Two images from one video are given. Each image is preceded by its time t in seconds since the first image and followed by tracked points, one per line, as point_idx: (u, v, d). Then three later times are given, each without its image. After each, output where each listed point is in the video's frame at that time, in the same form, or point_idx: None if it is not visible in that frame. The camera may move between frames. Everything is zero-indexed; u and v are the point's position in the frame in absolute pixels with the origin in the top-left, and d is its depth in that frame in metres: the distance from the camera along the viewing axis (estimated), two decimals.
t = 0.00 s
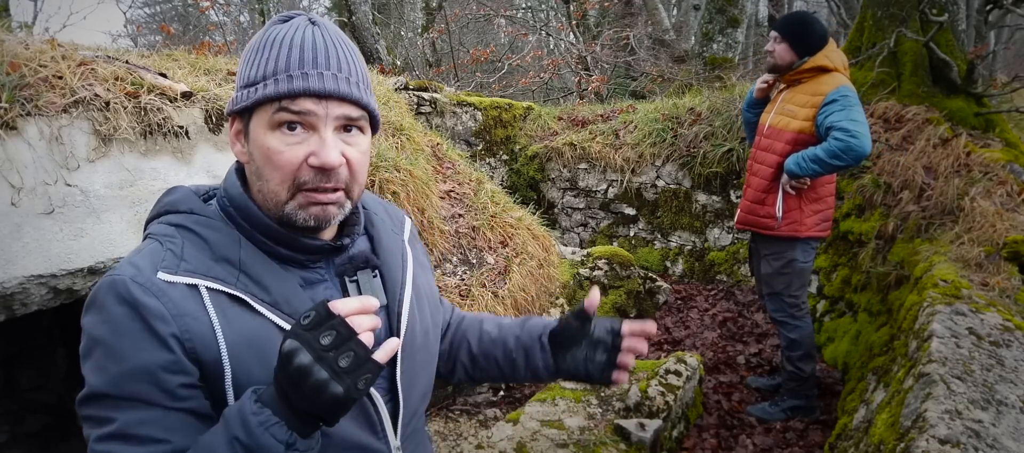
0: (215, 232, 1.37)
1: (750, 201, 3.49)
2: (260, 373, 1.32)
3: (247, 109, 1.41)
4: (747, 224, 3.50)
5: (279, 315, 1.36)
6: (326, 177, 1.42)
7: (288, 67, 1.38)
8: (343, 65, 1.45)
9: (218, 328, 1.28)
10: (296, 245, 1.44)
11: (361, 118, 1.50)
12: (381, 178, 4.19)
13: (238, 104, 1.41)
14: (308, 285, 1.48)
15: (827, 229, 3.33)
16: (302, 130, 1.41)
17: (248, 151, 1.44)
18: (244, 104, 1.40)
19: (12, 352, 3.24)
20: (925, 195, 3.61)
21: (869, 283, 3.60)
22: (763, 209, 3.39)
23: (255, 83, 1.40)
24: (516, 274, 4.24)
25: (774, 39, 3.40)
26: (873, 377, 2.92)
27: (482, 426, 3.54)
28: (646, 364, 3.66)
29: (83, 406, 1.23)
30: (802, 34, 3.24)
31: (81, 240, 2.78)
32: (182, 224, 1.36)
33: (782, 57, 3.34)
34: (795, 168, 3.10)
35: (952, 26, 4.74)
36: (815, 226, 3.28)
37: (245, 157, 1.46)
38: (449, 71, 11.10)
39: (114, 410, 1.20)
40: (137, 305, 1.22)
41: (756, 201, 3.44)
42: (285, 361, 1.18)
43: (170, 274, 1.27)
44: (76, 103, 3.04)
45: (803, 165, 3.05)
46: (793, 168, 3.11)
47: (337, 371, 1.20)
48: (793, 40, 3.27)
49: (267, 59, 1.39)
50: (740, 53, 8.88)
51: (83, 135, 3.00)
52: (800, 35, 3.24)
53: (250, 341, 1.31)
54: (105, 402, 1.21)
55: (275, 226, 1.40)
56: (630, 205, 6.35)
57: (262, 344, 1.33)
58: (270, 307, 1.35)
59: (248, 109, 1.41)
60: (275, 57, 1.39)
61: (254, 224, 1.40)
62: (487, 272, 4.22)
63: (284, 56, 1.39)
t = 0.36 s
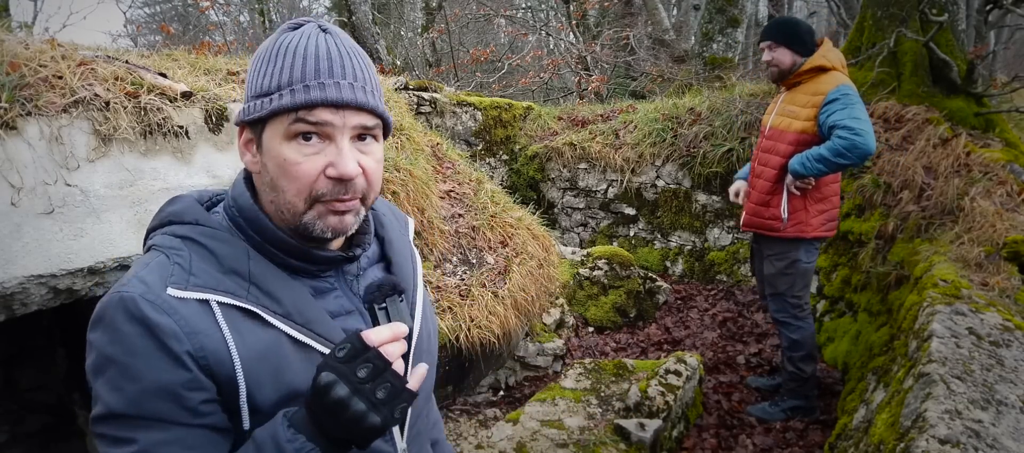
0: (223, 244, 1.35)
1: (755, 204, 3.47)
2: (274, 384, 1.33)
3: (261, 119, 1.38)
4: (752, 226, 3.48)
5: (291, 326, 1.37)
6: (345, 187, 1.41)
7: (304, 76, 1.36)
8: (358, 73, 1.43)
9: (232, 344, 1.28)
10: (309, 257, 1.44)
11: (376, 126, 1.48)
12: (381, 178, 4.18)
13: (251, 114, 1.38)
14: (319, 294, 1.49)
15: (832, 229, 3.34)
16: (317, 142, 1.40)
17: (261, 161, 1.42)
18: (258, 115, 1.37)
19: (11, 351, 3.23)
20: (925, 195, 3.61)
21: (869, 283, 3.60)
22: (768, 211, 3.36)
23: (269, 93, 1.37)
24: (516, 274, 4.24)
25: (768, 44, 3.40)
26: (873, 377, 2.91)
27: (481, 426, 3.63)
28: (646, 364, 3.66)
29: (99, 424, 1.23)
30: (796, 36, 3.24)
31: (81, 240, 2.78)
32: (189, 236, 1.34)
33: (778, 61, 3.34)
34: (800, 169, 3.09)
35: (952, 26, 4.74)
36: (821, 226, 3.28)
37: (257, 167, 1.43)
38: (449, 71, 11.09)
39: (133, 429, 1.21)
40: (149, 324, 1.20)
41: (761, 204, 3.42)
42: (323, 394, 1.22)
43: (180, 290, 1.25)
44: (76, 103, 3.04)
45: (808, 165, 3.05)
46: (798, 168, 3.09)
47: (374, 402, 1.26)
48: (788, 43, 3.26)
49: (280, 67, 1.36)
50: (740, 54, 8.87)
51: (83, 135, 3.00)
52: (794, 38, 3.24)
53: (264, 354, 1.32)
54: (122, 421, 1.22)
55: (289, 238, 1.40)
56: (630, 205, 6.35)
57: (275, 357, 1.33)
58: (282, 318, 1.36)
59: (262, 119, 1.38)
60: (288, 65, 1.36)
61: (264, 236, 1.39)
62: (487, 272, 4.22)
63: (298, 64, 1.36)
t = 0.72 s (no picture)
0: (228, 252, 1.35)
1: (765, 206, 3.41)
2: (279, 392, 1.35)
3: (265, 136, 1.37)
4: (765, 230, 3.42)
5: (297, 334, 1.36)
6: (342, 212, 1.40)
7: (309, 98, 1.34)
8: (365, 98, 1.41)
9: (239, 354, 1.28)
10: (313, 267, 1.45)
11: (380, 150, 1.47)
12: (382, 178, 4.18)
13: (255, 129, 1.37)
14: (322, 300, 1.50)
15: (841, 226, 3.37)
16: (319, 164, 1.39)
17: (262, 176, 1.41)
18: (261, 132, 1.36)
19: (11, 351, 3.23)
20: (925, 195, 3.61)
21: (869, 284, 3.60)
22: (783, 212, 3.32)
23: (274, 111, 1.36)
24: (516, 274, 4.24)
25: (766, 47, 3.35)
26: (873, 377, 2.91)
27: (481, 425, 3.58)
28: (646, 364, 3.67)
29: (104, 434, 1.23)
30: (796, 37, 3.21)
31: (81, 240, 2.78)
32: (193, 244, 1.34)
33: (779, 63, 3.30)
34: (817, 166, 3.05)
35: (952, 26, 4.74)
36: (832, 224, 3.29)
37: (258, 180, 1.43)
38: (449, 71, 11.09)
39: (141, 439, 1.22)
40: (155, 335, 1.20)
41: (774, 207, 3.36)
42: (339, 408, 1.27)
43: (186, 300, 1.25)
44: (76, 103, 3.04)
45: (827, 163, 3.02)
46: (815, 167, 3.06)
47: (390, 416, 1.31)
48: (789, 44, 3.23)
49: (287, 87, 1.35)
50: (741, 53, 8.86)
51: (83, 135, 3.00)
52: (794, 39, 3.20)
53: (269, 364, 1.33)
54: (130, 431, 1.22)
55: (292, 249, 1.40)
56: (630, 205, 6.35)
57: (281, 365, 1.34)
58: (289, 326, 1.35)
59: (266, 136, 1.37)
60: (294, 85, 1.35)
61: (269, 245, 1.40)
62: (487, 272, 4.22)
63: (305, 86, 1.35)
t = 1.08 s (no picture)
0: (225, 254, 1.34)
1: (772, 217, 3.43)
2: (277, 394, 1.35)
3: (260, 136, 1.37)
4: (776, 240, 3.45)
5: (294, 335, 1.36)
6: (339, 211, 1.40)
7: (304, 98, 1.35)
8: (360, 97, 1.42)
9: (235, 355, 1.29)
10: (311, 267, 1.45)
11: (376, 149, 1.47)
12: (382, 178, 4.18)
13: (250, 130, 1.38)
14: (319, 301, 1.50)
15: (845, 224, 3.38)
16: (314, 163, 1.39)
17: (258, 177, 1.42)
18: (257, 133, 1.36)
19: (11, 351, 3.23)
20: (925, 195, 3.61)
21: (869, 283, 3.60)
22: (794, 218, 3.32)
23: (270, 112, 1.36)
24: (516, 274, 4.24)
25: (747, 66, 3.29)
26: (873, 377, 2.91)
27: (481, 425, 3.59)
28: (646, 364, 3.67)
29: (101, 438, 1.23)
30: (777, 50, 3.17)
31: (81, 240, 2.78)
32: (189, 246, 1.33)
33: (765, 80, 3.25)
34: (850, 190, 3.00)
35: (952, 26, 4.73)
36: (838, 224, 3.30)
37: (254, 181, 1.44)
38: (449, 71, 11.08)
39: (138, 442, 1.22)
40: (152, 338, 1.20)
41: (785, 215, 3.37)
42: (335, 410, 1.27)
43: (183, 303, 1.25)
44: (76, 103, 3.04)
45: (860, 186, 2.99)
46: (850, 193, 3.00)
47: (386, 416, 1.31)
48: (772, 60, 3.18)
49: (281, 87, 1.35)
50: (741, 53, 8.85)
51: (83, 135, 3.00)
52: (776, 55, 3.17)
53: (266, 366, 1.33)
54: (126, 434, 1.22)
55: (290, 251, 1.41)
56: (630, 205, 6.36)
57: (277, 366, 1.35)
58: (286, 328, 1.36)
59: (261, 136, 1.37)
60: (288, 86, 1.35)
61: (266, 247, 1.40)
62: (487, 272, 4.22)
63: (299, 86, 1.35)
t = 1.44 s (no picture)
0: (221, 250, 1.35)
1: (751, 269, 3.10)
2: (274, 390, 1.34)
3: (259, 124, 1.39)
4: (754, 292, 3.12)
5: (292, 330, 1.37)
6: (338, 197, 1.42)
7: (305, 85, 1.36)
8: (359, 86, 1.44)
9: (234, 351, 1.29)
10: (307, 262, 1.46)
11: (374, 137, 1.49)
12: (382, 178, 4.18)
13: (250, 118, 1.39)
14: (317, 297, 1.51)
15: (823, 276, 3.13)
16: (313, 151, 1.41)
17: (256, 164, 1.44)
18: (256, 120, 1.38)
19: (11, 351, 3.23)
20: (925, 195, 3.60)
21: (869, 283, 3.59)
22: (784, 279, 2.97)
23: (269, 99, 1.37)
24: (516, 274, 4.24)
25: (737, 102, 2.85)
26: (873, 377, 2.91)
27: (481, 424, 3.58)
28: (646, 364, 3.67)
29: (98, 437, 1.22)
30: (769, 92, 2.79)
31: (81, 240, 2.78)
32: (186, 243, 1.34)
33: (756, 123, 2.83)
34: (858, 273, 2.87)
35: (952, 26, 4.73)
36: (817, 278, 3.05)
37: (252, 169, 1.45)
38: (449, 71, 11.08)
39: (136, 439, 1.21)
40: (149, 333, 1.20)
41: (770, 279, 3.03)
42: (345, 410, 1.30)
43: (180, 298, 1.26)
44: (76, 103, 3.04)
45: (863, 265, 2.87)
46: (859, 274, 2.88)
47: (395, 419, 1.35)
48: (765, 103, 2.78)
49: (281, 75, 1.36)
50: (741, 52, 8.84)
51: (83, 135, 3.00)
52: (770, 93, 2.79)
53: (264, 361, 1.32)
54: (124, 432, 1.21)
55: (288, 245, 1.42)
56: (630, 205, 6.37)
57: (276, 361, 1.34)
58: (283, 323, 1.36)
59: (261, 124, 1.39)
60: (288, 74, 1.37)
61: (262, 242, 1.41)
62: (487, 272, 4.23)
63: (299, 74, 1.36)
